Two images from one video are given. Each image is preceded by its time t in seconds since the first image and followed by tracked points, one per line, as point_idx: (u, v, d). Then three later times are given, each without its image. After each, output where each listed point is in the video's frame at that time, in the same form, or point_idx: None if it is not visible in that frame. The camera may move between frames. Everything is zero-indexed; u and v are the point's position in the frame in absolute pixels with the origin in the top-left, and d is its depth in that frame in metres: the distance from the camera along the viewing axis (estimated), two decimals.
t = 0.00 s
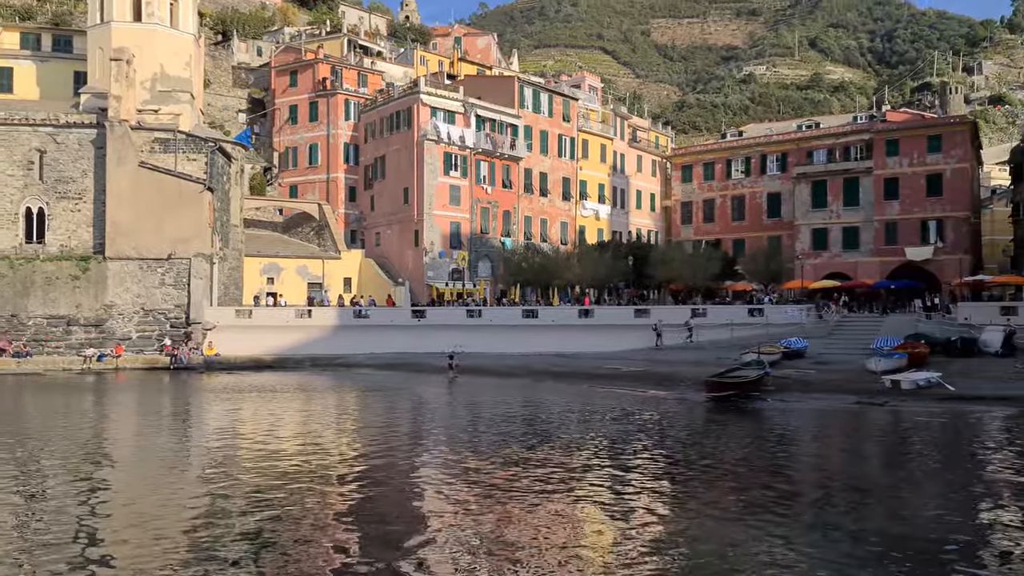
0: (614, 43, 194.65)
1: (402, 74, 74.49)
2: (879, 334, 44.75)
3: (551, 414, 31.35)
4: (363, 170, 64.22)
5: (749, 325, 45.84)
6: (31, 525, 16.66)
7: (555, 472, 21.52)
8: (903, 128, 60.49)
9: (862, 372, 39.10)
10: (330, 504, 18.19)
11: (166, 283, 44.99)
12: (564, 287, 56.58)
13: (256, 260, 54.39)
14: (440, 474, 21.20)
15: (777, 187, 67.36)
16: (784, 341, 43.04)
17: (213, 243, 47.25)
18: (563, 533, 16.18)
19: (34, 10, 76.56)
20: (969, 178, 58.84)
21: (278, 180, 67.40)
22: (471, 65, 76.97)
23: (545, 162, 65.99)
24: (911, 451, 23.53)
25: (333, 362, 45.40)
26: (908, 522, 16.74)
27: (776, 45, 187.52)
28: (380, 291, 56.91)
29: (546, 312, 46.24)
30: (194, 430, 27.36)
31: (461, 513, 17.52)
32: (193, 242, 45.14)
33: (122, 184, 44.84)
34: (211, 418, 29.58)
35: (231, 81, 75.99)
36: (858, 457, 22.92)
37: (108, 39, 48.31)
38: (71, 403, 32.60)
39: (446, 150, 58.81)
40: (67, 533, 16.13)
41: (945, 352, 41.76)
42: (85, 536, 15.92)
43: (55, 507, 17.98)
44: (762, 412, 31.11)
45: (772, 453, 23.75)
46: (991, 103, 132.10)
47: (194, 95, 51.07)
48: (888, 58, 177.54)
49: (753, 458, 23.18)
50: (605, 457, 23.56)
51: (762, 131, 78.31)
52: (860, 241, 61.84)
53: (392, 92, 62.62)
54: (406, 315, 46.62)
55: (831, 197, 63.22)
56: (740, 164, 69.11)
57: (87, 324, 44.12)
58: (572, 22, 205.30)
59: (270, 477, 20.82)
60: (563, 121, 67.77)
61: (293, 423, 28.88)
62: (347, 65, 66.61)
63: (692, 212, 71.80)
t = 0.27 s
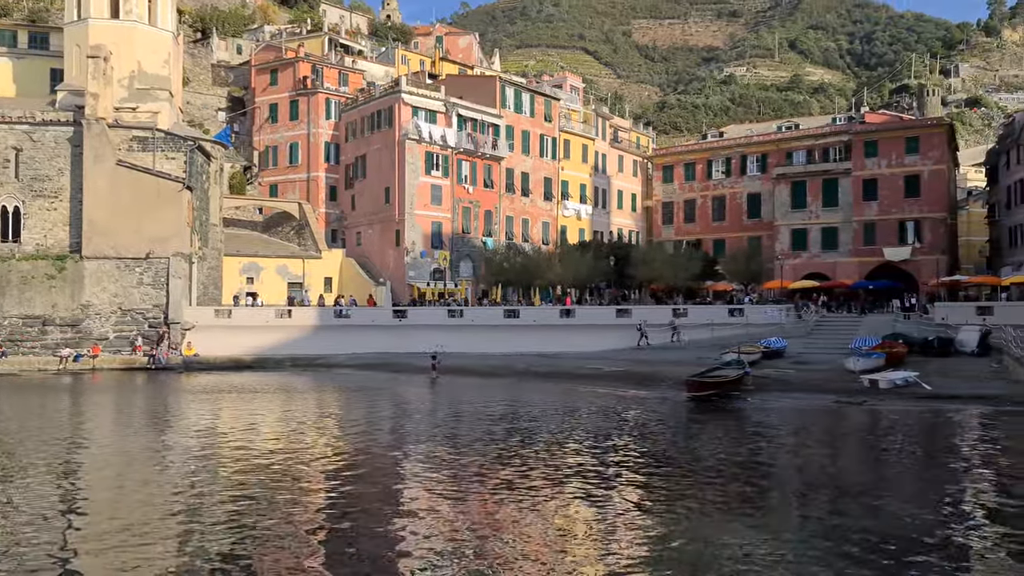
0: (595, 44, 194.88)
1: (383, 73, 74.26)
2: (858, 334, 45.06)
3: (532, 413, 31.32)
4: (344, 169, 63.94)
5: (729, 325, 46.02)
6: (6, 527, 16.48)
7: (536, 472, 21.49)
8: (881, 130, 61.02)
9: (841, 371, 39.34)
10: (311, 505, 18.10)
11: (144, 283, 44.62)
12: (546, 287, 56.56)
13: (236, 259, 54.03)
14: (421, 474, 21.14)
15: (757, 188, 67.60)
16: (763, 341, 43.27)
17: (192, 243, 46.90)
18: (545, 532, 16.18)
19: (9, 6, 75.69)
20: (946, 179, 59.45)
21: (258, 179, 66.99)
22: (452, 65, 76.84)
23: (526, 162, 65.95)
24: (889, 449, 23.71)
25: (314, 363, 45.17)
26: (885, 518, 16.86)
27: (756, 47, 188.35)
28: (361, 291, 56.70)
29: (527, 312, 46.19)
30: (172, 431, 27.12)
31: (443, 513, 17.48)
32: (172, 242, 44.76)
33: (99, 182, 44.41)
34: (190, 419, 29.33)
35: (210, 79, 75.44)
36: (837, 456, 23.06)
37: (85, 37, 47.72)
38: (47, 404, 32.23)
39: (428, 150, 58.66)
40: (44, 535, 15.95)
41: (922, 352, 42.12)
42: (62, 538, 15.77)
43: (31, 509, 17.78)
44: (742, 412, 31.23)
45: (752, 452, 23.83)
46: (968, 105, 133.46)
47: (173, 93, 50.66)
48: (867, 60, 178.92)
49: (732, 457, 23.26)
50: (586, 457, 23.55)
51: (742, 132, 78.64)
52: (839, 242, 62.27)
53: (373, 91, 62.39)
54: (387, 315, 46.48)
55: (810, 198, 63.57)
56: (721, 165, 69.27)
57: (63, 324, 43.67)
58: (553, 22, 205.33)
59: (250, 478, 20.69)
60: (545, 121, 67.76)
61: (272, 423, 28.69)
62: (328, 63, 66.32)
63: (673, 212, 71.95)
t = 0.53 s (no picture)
0: (576, 44, 195.07)
1: (364, 73, 74.03)
2: (836, 335, 45.32)
3: (513, 414, 31.28)
4: (324, 169, 63.66)
5: (709, 325, 46.16)
6: None
7: (516, 472, 21.47)
8: (859, 132, 61.47)
9: (820, 371, 39.53)
10: (290, 505, 18.01)
11: (122, 283, 44.21)
12: (527, 287, 56.52)
13: (214, 259, 53.65)
14: (401, 474, 21.06)
15: (737, 189, 67.79)
16: (743, 341, 43.43)
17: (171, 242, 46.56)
18: (526, 531, 16.12)
19: None
20: (923, 181, 59.99)
21: (237, 178, 66.54)
22: (434, 65, 76.75)
23: (508, 162, 65.91)
24: (866, 449, 23.82)
25: (294, 363, 44.92)
26: (864, 517, 16.91)
27: (736, 48, 189.23)
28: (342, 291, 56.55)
29: (508, 312, 46.14)
30: (149, 432, 26.85)
31: (424, 513, 17.40)
32: (150, 241, 44.40)
33: (75, 181, 43.90)
34: (167, 420, 29.07)
35: (189, 77, 74.92)
36: (815, 455, 23.13)
37: (61, 34, 47.23)
38: (23, 405, 31.82)
39: (409, 150, 58.48)
40: (19, 536, 15.77)
41: (900, 352, 42.39)
42: (37, 539, 15.59)
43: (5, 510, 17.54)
44: (722, 411, 31.34)
45: (731, 451, 23.89)
46: (944, 108, 134.74)
47: (150, 91, 50.22)
48: (845, 62, 180.24)
49: (712, 456, 23.31)
50: (566, 456, 23.58)
51: (722, 133, 78.97)
52: (818, 242, 62.65)
53: (353, 91, 62.15)
54: (368, 315, 46.32)
55: (789, 199, 63.89)
56: (701, 166, 69.44)
57: (38, 325, 43.20)
58: (534, 22, 205.32)
59: (228, 478, 20.52)
60: (526, 121, 67.72)
61: (252, 424, 28.52)
62: (308, 62, 66.01)
63: (654, 213, 72.05)
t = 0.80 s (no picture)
0: (557, 45, 195.11)
1: (344, 71, 73.70)
2: (815, 334, 45.55)
3: (494, 414, 31.21)
4: (304, 168, 63.33)
5: (690, 325, 46.27)
6: None
7: (497, 471, 21.43)
8: (838, 133, 61.86)
9: (799, 371, 39.69)
10: (270, 506, 17.89)
11: (99, 282, 43.81)
12: (508, 287, 56.46)
13: (193, 258, 53.14)
14: (381, 474, 20.97)
15: (717, 189, 67.97)
16: (723, 341, 43.56)
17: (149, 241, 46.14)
18: (507, 531, 16.07)
19: None
20: (900, 183, 60.46)
21: (217, 177, 66.07)
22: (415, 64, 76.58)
23: (489, 162, 65.81)
24: (845, 447, 23.91)
25: (274, 364, 44.67)
26: (843, 515, 16.94)
27: (716, 50, 189.87)
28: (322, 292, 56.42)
29: (490, 312, 46.07)
30: (126, 433, 26.59)
31: (404, 513, 17.30)
32: (128, 241, 44.07)
33: (51, 179, 43.35)
34: (144, 421, 28.80)
35: (167, 75, 74.32)
36: (794, 454, 23.19)
37: (37, 30, 46.72)
38: None
39: (390, 149, 58.26)
40: None
41: (878, 352, 42.65)
42: (12, 541, 15.41)
43: None
44: (702, 411, 31.39)
45: (712, 451, 23.92)
46: (922, 109, 135.80)
47: (128, 88, 49.73)
48: (825, 64, 181.31)
49: (692, 456, 23.32)
50: (546, 456, 23.56)
51: (703, 134, 79.19)
52: (798, 243, 62.98)
53: (334, 89, 61.86)
54: (348, 315, 46.16)
55: (769, 200, 64.16)
56: (682, 166, 69.59)
57: (14, 324, 42.74)
58: (516, 22, 205.12)
59: (207, 479, 20.37)
60: (508, 121, 67.63)
61: (231, 425, 28.30)
62: (288, 61, 65.62)
63: (635, 213, 72.12)
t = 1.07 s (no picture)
0: (540, 45, 195.14)
1: (326, 70, 73.40)
2: (796, 334, 45.78)
3: (476, 414, 31.14)
4: (285, 166, 63.01)
5: (671, 325, 46.38)
6: None
7: (478, 471, 21.38)
8: (818, 134, 62.25)
9: (779, 370, 39.83)
10: (250, 506, 17.78)
11: (77, 282, 43.40)
12: (490, 287, 56.39)
13: (173, 257, 52.86)
14: (362, 475, 20.87)
15: (699, 189, 68.13)
16: (704, 341, 43.66)
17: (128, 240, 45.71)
18: (487, 531, 15.99)
19: None
20: (879, 184, 60.92)
21: (197, 176, 65.60)
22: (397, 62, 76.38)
23: (472, 161, 65.70)
24: (826, 447, 23.97)
25: (254, 363, 44.41)
26: (822, 513, 16.99)
27: (698, 51, 190.46)
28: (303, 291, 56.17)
29: (472, 312, 46.01)
30: (104, 433, 26.33)
31: (386, 514, 17.18)
32: (106, 239, 43.50)
33: (29, 177, 42.79)
34: (123, 421, 28.53)
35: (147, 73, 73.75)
36: (775, 453, 23.24)
37: (14, 26, 46.06)
38: None
39: (372, 148, 58.05)
40: None
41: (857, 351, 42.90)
42: None
43: None
44: (683, 410, 31.45)
45: (693, 450, 23.96)
46: (901, 111, 136.79)
47: (107, 86, 49.47)
48: (805, 66, 182.37)
49: (673, 455, 23.35)
50: (528, 456, 23.52)
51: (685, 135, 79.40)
52: (778, 243, 63.29)
53: (316, 88, 61.58)
54: (330, 315, 45.98)
55: (750, 200, 64.41)
56: (664, 166, 69.72)
57: None
58: (498, 22, 204.94)
59: (186, 480, 20.21)
60: (490, 121, 67.53)
61: (211, 425, 28.07)
62: (269, 59, 65.24)
63: (617, 213, 72.17)
